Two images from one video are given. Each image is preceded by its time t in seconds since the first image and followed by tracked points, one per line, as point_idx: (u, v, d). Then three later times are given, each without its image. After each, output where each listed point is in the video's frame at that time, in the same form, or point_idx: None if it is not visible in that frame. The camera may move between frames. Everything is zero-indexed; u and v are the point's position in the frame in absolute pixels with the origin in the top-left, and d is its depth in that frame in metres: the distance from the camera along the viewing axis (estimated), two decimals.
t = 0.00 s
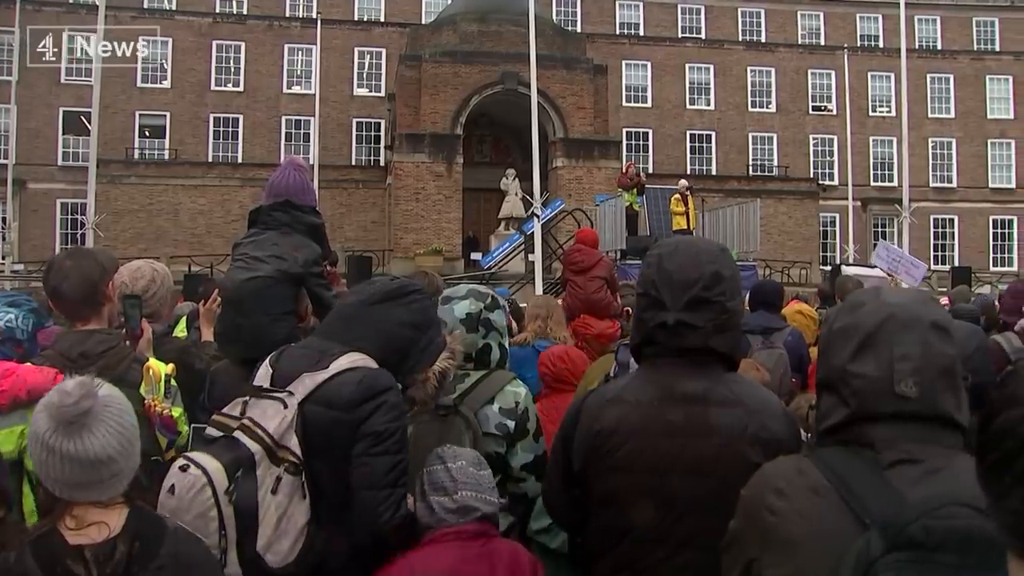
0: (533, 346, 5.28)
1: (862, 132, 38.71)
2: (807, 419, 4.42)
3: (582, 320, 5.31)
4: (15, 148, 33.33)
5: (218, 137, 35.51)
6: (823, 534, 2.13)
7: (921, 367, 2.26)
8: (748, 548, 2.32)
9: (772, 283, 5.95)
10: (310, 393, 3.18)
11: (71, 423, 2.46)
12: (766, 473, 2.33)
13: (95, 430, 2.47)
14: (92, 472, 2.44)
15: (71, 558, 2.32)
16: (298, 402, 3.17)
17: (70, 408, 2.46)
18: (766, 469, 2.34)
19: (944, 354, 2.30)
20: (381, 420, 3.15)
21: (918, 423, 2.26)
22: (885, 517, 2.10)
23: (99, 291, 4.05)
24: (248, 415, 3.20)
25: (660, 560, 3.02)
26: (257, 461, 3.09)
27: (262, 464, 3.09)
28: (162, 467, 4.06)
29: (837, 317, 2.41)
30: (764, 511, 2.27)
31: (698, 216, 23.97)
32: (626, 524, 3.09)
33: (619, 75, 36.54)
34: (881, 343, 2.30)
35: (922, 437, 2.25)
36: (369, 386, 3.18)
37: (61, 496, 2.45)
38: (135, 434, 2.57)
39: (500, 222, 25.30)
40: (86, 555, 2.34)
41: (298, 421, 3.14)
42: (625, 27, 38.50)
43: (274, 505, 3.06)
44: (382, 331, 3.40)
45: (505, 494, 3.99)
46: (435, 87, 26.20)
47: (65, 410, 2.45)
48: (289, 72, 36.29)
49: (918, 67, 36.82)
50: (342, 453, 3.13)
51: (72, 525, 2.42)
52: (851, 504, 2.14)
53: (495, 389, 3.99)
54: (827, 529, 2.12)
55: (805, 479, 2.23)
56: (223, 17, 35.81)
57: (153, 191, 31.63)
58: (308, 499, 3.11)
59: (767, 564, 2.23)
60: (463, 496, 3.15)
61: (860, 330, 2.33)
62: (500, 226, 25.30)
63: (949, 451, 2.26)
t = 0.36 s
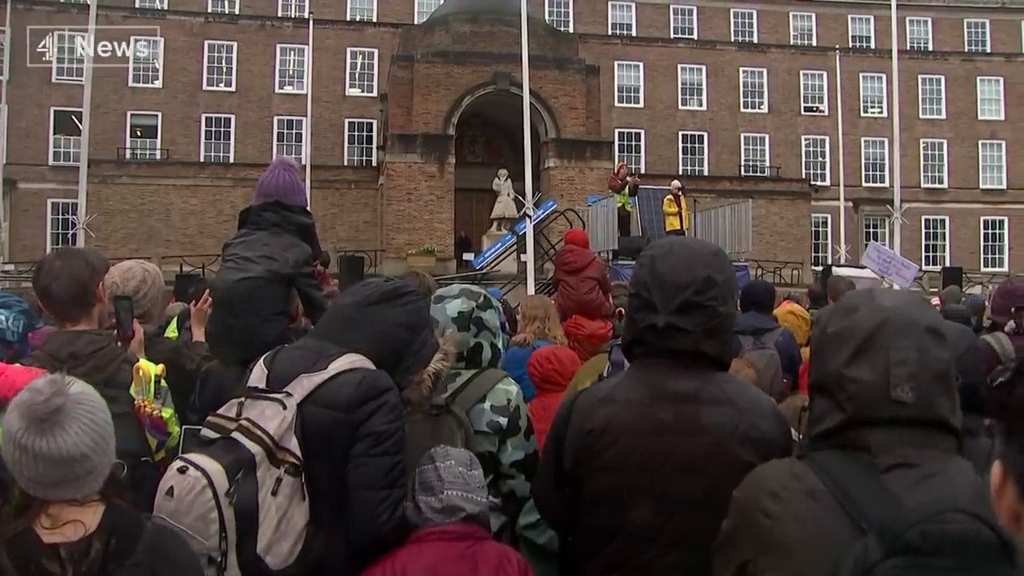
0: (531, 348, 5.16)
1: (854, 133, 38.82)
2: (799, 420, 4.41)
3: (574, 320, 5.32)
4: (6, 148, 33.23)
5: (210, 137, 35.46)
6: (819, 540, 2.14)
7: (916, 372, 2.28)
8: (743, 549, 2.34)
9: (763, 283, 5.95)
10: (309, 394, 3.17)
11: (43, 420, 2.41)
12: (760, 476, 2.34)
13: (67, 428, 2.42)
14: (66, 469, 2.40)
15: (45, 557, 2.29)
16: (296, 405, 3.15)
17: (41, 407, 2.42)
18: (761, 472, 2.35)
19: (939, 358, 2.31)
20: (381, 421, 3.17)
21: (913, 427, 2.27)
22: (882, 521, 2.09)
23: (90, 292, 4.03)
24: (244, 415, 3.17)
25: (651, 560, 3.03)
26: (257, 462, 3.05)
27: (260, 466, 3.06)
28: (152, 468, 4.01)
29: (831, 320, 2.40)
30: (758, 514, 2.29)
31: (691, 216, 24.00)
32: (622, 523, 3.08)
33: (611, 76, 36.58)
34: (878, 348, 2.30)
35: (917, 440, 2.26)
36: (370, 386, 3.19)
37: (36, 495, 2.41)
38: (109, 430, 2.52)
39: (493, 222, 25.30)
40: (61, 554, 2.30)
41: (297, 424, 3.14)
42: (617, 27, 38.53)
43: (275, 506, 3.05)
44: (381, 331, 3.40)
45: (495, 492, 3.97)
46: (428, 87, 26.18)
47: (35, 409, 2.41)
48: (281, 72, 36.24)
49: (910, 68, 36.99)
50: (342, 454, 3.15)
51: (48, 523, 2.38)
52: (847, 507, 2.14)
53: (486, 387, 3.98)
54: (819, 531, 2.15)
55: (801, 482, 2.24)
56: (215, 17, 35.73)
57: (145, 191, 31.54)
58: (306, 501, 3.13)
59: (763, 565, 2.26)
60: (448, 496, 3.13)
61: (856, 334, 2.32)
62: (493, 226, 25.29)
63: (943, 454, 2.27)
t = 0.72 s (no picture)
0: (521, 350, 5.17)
1: (845, 134, 38.93)
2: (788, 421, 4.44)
3: (564, 321, 5.29)
4: None
5: (201, 137, 35.37)
6: (808, 538, 2.16)
7: (905, 370, 2.28)
8: (733, 546, 2.35)
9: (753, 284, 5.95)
10: (302, 395, 3.17)
11: (25, 419, 2.40)
12: (749, 474, 2.35)
13: (50, 427, 2.41)
14: (50, 468, 2.39)
15: (30, 557, 2.28)
16: (289, 407, 3.14)
17: (23, 405, 2.39)
18: (750, 470, 2.36)
19: (930, 356, 2.32)
20: (373, 423, 3.17)
21: (901, 426, 2.28)
22: (869, 519, 2.10)
23: (79, 292, 4.02)
24: (232, 414, 3.16)
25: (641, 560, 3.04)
26: (249, 465, 3.03)
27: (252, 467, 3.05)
28: (140, 470, 3.95)
29: (820, 320, 2.41)
30: (749, 511, 2.30)
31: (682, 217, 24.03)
32: (614, 523, 3.08)
33: (603, 77, 36.59)
34: (867, 346, 2.30)
35: (905, 437, 2.27)
36: (362, 388, 3.19)
37: (19, 496, 2.39)
38: (91, 429, 2.51)
39: (484, 222, 25.29)
40: (46, 554, 2.30)
41: (290, 425, 3.13)
42: (609, 28, 38.61)
43: (266, 510, 3.04)
44: (372, 332, 3.39)
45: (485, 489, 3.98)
46: (419, 88, 26.17)
47: (18, 407, 2.39)
48: (272, 72, 36.17)
49: (900, 69, 37.14)
50: (334, 455, 3.15)
51: (31, 525, 2.37)
52: (837, 505, 2.15)
53: (473, 381, 3.96)
54: (808, 529, 2.16)
55: (791, 480, 2.25)
56: (206, 16, 35.64)
57: (136, 192, 31.45)
58: (298, 503, 3.13)
59: (754, 564, 2.27)
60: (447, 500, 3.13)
61: (845, 333, 2.33)
62: (484, 227, 25.28)
63: (931, 453, 2.28)
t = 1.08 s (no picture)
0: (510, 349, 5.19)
1: (835, 134, 39.04)
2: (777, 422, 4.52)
3: (554, 321, 5.29)
4: None
5: (191, 137, 35.29)
6: (789, 536, 2.17)
7: (885, 368, 2.29)
8: (716, 546, 2.37)
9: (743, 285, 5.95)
10: (290, 396, 3.16)
11: (12, 418, 2.38)
12: (733, 472, 2.37)
13: (36, 426, 2.40)
14: (36, 469, 2.37)
15: (16, 558, 2.26)
16: (279, 410, 3.13)
17: (9, 403, 2.37)
18: (734, 468, 2.38)
19: (910, 354, 2.32)
20: (363, 424, 3.17)
21: (883, 423, 2.28)
22: (849, 516, 2.09)
23: (69, 293, 4.01)
24: (223, 416, 3.13)
25: (631, 561, 3.04)
26: (237, 466, 3.01)
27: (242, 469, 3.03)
28: (131, 471, 3.93)
29: (804, 319, 2.43)
30: (731, 509, 2.32)
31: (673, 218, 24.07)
32: (606, 524, 3.09)
33: (593, 77, 36.63)
34: (846, 345, 2.32)
35: (886, 435, 2.27)
36: (352, 388, 3.19)
37: (5, 496, 2.37)
38: (78, 430, 2.50)
39: (475, 223, 25.29)
40: (32, 554, 2.29)
41: (278, 425, 3.12)
42: (599, 28, 38.67)
43: (255, 510, 3.03)
44: (360, 334, 3.39)
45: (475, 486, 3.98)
46: (410, 88, 26.17)
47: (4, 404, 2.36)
48: (263, 72, 36.12)
49: (890, 70, 37.33)
50: (323, 456, 3.15)
51: (18, 524, 2.36)
52: (818, 503, 2.15)
53: (456, 384, 3.97)
54: (788, 526, 2.17)
55: (772, 478, 2.27)
56: (196, 16, 35.56)
57: (125, 192, 31.34)
58: (287, 505, 3.12)
59: (736, 563, 2.29)
60: (441, 523, 3.19)
61: (825, 331, 2.35)
62: (475, 227, 25.27)
63: (912, 451, 2.27)
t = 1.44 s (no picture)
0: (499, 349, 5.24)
1: (824, 135, 39.17)
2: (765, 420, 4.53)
3: (542, 321, 5.30)
4: None
5: (180, 137, 35.18)
6: (775, 539, 2.18)
7: (872, 373, 2.29)
8: (704, 549, 2.39)
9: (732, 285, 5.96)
10: (277, 397, 3.16)
11: None
12: (720, 475, 2.38)
13: (20, 426, 2.38)
14: (21, 468, 2.35)
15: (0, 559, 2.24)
16: (265, 413, 3.12)
17: None
18: (722, 470, 2.39)
19: (896, 357, 2.33)
20: (349, 425, 3.18)
21: (871, 426, 2.28)
22: (837, 520, 2.09)
23: (56, 294, 4.00)
24: (208, 415, 3.12)
25: (621, 562, 3.03)
26: (223, 466, 2.99)
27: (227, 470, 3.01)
28: (118, 471, 3.91)
29: (790, 321, 2.43)
30: (718, 513, 2.33)
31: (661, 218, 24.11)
32: (597, 524, 3.07)
33: (582, 77, 36.67)
34: (835, 349, 2.32)
35: (874, 438, 2.27)
36: (338, 389, 3.20)
37: None
38: (63, 431, 2.49)
39: (464, 223, 25.26)
40: (17, 555, 2.27)
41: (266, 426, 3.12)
42: (589, 29, 38.71)
43: (240, 510, 3.01)
44: (349, 335, 3.39)
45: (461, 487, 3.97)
46: (399, 88, 26.15)
47: None
48: (251, 72, 36.05)
49: (878, 71, 37.50)
50: (309, 457, 3.15)
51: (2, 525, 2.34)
52: (803, 507, 2.16)
53: (438, 385, 3.96)
54: (776, 530, 2.18)
55: (759, 482, 2.28)
56: (184, 15, 35.44)
57: (113, 191, 31.23)
58: (273, 504, 3.11)
59: (724, 566, 2.30)
60: (426, 531, 3.20)
61: (814, 334, 2.35)
62: (464, 227, 25.23)
63: (900, 454, 2.27)
